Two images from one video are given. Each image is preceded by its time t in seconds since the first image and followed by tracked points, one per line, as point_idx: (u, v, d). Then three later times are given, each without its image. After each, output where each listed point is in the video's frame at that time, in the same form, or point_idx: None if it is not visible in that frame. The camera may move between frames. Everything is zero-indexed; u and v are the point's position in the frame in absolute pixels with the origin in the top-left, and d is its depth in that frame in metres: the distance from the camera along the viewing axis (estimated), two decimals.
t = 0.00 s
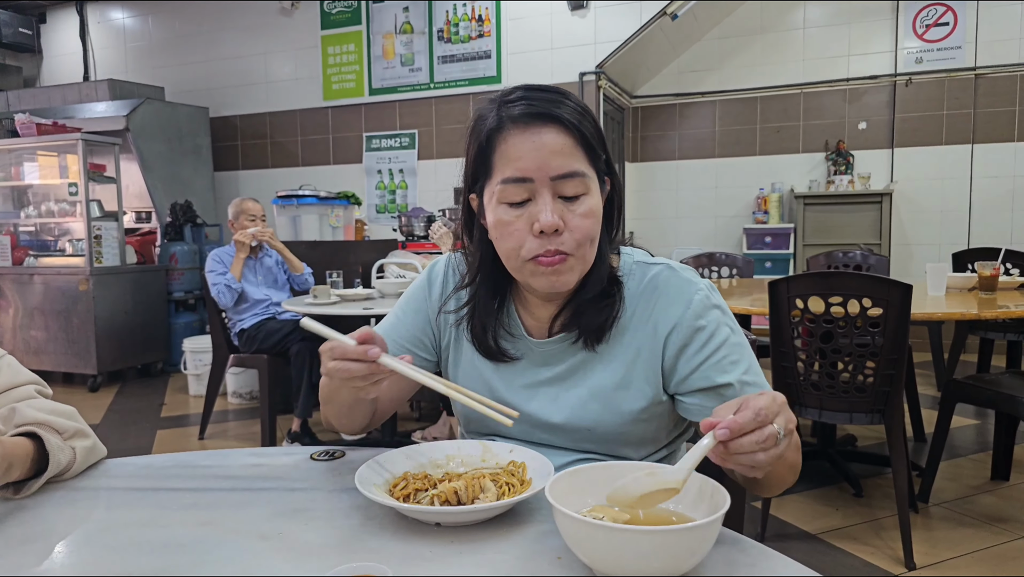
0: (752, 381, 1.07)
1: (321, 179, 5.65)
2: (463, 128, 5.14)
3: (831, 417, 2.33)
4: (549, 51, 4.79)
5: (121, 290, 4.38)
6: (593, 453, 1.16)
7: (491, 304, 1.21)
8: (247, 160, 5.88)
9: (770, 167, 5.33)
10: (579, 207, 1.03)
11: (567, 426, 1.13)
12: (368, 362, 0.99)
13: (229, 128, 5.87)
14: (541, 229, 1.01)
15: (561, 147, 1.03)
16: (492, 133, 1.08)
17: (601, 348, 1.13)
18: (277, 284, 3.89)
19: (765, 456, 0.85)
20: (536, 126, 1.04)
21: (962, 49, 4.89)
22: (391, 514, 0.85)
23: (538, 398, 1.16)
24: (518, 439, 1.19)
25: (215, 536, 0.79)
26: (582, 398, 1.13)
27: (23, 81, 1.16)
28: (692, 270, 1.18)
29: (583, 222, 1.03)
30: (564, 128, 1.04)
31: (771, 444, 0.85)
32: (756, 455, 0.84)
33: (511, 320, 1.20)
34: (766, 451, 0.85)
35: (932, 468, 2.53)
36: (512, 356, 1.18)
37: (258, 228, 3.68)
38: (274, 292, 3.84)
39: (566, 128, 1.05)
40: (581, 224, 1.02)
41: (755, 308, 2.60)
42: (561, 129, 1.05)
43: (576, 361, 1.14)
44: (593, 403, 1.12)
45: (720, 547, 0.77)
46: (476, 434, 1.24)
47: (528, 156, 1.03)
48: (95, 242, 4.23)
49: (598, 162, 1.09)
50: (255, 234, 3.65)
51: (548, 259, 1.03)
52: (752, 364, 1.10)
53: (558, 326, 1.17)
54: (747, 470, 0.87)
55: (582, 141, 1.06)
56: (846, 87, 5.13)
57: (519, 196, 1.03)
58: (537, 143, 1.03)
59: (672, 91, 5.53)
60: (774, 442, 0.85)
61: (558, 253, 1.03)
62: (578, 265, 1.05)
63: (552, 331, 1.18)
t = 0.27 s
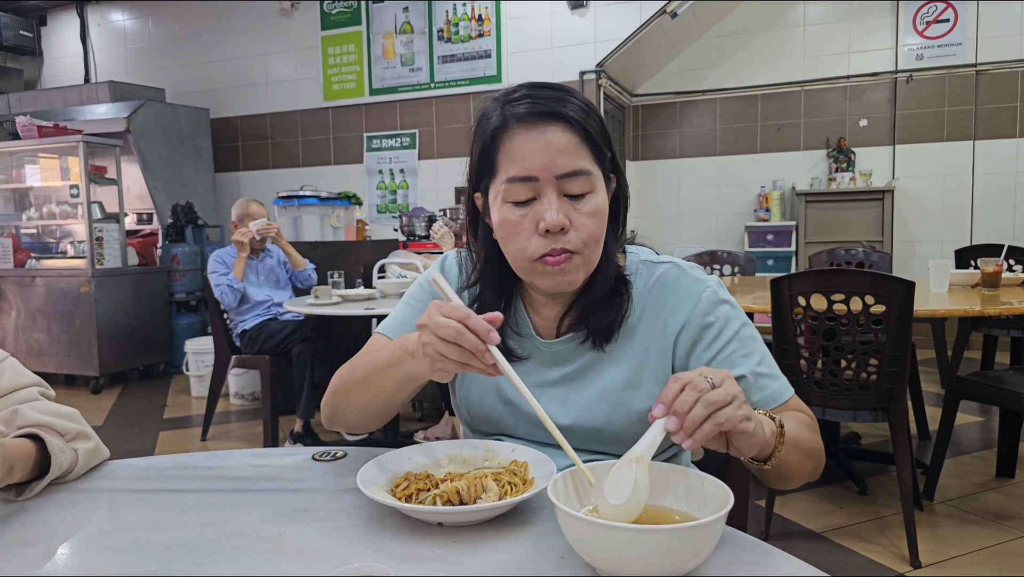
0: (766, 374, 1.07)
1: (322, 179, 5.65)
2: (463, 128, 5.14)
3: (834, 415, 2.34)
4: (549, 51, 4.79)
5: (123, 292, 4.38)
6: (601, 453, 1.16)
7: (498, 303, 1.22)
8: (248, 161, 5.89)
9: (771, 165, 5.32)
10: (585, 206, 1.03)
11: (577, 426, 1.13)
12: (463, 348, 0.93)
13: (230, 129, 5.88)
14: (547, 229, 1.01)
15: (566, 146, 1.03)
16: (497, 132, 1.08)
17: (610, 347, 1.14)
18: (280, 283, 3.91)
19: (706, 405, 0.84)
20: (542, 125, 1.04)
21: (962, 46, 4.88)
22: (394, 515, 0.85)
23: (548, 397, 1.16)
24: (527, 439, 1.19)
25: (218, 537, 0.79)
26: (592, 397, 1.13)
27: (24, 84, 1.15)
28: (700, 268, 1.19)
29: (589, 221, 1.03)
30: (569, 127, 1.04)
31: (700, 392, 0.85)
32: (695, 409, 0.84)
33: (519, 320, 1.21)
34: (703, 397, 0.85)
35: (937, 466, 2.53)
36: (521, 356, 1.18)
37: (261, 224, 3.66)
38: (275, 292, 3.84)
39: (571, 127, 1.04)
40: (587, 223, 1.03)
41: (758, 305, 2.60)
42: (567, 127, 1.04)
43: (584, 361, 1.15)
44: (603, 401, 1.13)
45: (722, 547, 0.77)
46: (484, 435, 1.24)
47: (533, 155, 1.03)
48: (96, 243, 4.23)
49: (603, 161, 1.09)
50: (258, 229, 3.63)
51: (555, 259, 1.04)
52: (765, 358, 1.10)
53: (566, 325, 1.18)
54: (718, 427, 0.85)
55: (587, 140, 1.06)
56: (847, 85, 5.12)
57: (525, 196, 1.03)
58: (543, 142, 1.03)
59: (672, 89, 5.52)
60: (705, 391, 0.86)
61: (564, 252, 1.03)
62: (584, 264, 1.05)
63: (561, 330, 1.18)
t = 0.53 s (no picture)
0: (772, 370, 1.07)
1: (323, 179, 5.65)
2: (464, 127, 5.13)
3: (836, 413, 2.33)
4: (549, 50, 4.79)
5: (124, 294, 4.39)
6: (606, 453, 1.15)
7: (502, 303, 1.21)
8: (249, 162, 5.89)
9: (773, 163, 5.31)
10: (588, 204, 1.02)
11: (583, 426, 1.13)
12: (490, 349, 0.92)
13: (230, 130, 5.89)
14: (550, 228, 1.01)
15: (569, 144, 1.02)
16: (499, 130, 1.08)
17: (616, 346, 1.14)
18: (282, 283, 3.91)
19: (697, 393, 0.85)
20: (545, 123, 1.04)
21: (962, 42, 4.86)
22: (395, 515, 0.84)
23: (553, 397, 1.15)
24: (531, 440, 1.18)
25: (218, 538, 0.78)
26: (598, 397, 1.12)
27: (26, 85, 1.15)
28: (703, 267, 1.18)
29: (592, 220, 1.03)
30: (571, 125, 1.04)
31: (694, 381, 0.87)
32: (686, 398, 0.85)
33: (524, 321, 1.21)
34: (696, 386, 0.86)
35: (937, 463, 2.52)
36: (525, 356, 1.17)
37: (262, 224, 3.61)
38: (276, 292, 3.83)
39: (574, 125, 1.04)
40: (590, 222, 1.02)
41: (760, 304, 2.59)
42: (569, 125, 1.04)
43: (590, 361, 1.14)
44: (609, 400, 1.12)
45: (725, 545, 0.76)
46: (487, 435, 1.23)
47: (536, 153, 1.02)
48: (97, 246, 4.24)
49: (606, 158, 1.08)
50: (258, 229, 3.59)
51: (558, 257, 1.03)
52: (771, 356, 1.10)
53: (571, 324, 1.17)
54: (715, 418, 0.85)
55: (590, 138, 1.05)
56: (847, 82, 5.11)
57: (527, 194, 1.03)
58: (545, 140, 1.02)
59: (673, 88, 5.51)
60: (700, 381, 0.87)
61: (567, 251, 1.03)
62: (588, 262, 1.05)
63: (566, 330, 1.18)
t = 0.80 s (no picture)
0: (770, 366, 1.07)
1: (323, 179, 5.65)
2: (465, 127, 5.13)
3: (837, 412, 2.32)
4: (549, 50, 4.78)
5: (124, 295, 4.39)
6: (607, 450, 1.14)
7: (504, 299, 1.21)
8: (249, 162, 5.89)
9: (773, 163, 5.31)
10: (588, 200, 1.02)
11: (583, 423, 1.12)
12: (497, 344, 0.91)
13: (230, 130, 5.89)
14: (550, 224, 1.01)
15: (569, 139, 1.02)
16: (500, 126, 1.07)
17: (616, 343, 1.13)
18: (285, 282, 3.91)
19: (674, 390, 0.84)
20: (546, 118, 1.03)
21: (962, 43, 4.86)
22: (395, 515, 0.84)
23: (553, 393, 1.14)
24: (530, 437, 1.18)
25: (218, 539, 0.78)
26: (598, 394, 1.12)
27: (26, 84, 1.18)
28: (703, 265, 1.18)
29: (592, 216, 1.02)
30: (572, 120, 1.03)
31: (672, 377, 0.86)
32: (663, 395, 0.84)
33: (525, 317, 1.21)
34: (674, 383, 0.85)
35: (937, 462, 2.51)
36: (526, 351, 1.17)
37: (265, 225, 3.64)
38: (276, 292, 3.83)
39: (574, 121, 1.03)
40: (590, 217, 1.02)
41: (761, 303, 2.59)
42: (570, 121, 1.03)
43: (590, 357, 1.14)
44: (609, 396, 1.11)
45: (725, 545, 0.76)
46: (487, 432, 1.23)
47: (536, 148, 1.01)
48: (98, 245, 4.27)
49: (607, 154, 1.08)
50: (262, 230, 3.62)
51: (558, 252, 1.03)
52: (770, 352, 1.10)
53: (571, 320, 1.17)
54: (694, 413, 0.85)
55: (591, 133, 1.04)
56: (848, 82, 5.10)
57: (527, 189, 1.02)
58: (546, 135, 1.01)
59: (674, 88, 5.50)
60: (677, 376, 0.86)
61: (568, 247, 1.03)
62: (588, 258, 1.05)
63: (566, 326, 1.18)
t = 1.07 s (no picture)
0: (769, 363, 1.06)
1: (322, 179, 5.64)
2: (465, 126, 5.12)
3: (836, 412, 2.31)
4: (550, 49, 4.78)
5: (121, 294, 4.37)
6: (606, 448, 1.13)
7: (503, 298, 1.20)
8: (248, 161, 5.88)
9: (773, 162, 5.30)
10: (587, 200, 1.01)
11: (581, 420, 1.11)
12: (499, 349, 0.90)
13: (230, 129, 5.88)
14: (549, 224, 0.99)
15: (568, 139, 1.00)
16: (498, 126, 1.06)
17: (614, 340, 1.12)
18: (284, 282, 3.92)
19: (678, 406, 0.82)
20: (544, 118, 1.02)
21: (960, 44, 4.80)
22: (394, 515, 0.83)
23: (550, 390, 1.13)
24: (528, 435, 1.17)
25: (213, 539, 0.77)
26: (596, 390, 1.11)
27: (22, 82, 1.17)
28: (700, 261, 1.17)
29: (591, 216, 1.01)
30: (570, 120, 1.02)
31: (678, 393, 0.83)
32: (666, 410, 0.82)
33: (524, 315, 1.20)
34: (678, 398, 0.83)
35: (935, 461, 2.51)
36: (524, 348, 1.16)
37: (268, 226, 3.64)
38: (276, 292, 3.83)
39: (573, 120, 1.02)
40: (589, 217, 1.01)
41: (762, 303, 2.57)
42: (568, 120, 1.02)
43: (587, 354, 1.13)
44: (607, 392, 1.10)
45: (727, 545, 0.74)
46: (484, 429, 1.22)
47: (535, 148, 1.00)
48: (94, 244, 4.24)
49: (605, 154, 1.07)
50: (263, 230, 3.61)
51: (557, 253, 1.02)
52: (767, 349, 1.09)
53: (570, 319, 1.16)
54: (694, 430, 0.83)
55: (589, 133, 1.03)
56: (848, 82, 5.09)
57: (525, 188, 1.01)
58: (545, 135, 1.00)
59: (674, 88, 5.49)
60: (682, 391, 0.84)
61: (566, 247, 1.02)
62: (586, 258, 1.04)
63: (564, 324, 1.17)
